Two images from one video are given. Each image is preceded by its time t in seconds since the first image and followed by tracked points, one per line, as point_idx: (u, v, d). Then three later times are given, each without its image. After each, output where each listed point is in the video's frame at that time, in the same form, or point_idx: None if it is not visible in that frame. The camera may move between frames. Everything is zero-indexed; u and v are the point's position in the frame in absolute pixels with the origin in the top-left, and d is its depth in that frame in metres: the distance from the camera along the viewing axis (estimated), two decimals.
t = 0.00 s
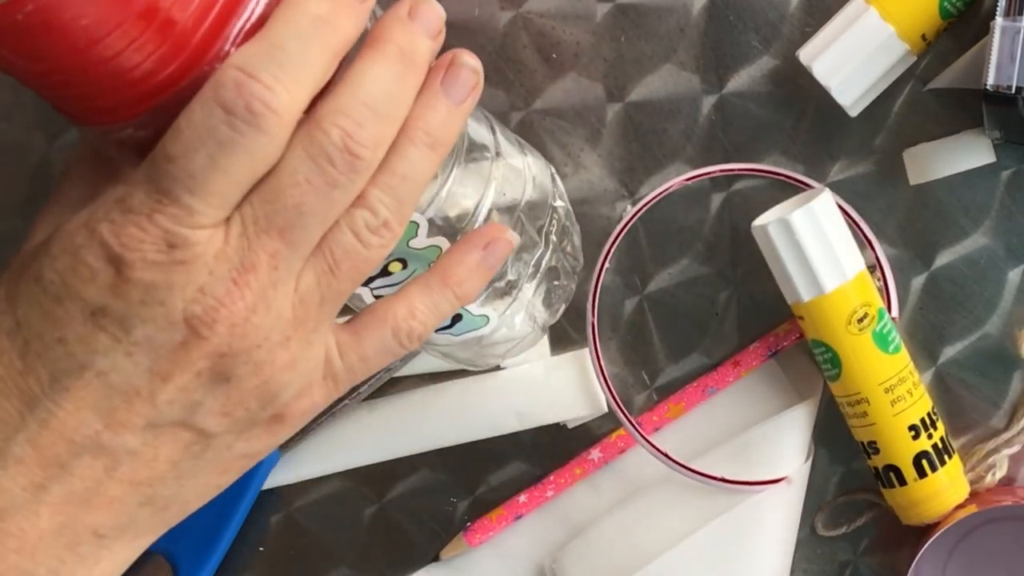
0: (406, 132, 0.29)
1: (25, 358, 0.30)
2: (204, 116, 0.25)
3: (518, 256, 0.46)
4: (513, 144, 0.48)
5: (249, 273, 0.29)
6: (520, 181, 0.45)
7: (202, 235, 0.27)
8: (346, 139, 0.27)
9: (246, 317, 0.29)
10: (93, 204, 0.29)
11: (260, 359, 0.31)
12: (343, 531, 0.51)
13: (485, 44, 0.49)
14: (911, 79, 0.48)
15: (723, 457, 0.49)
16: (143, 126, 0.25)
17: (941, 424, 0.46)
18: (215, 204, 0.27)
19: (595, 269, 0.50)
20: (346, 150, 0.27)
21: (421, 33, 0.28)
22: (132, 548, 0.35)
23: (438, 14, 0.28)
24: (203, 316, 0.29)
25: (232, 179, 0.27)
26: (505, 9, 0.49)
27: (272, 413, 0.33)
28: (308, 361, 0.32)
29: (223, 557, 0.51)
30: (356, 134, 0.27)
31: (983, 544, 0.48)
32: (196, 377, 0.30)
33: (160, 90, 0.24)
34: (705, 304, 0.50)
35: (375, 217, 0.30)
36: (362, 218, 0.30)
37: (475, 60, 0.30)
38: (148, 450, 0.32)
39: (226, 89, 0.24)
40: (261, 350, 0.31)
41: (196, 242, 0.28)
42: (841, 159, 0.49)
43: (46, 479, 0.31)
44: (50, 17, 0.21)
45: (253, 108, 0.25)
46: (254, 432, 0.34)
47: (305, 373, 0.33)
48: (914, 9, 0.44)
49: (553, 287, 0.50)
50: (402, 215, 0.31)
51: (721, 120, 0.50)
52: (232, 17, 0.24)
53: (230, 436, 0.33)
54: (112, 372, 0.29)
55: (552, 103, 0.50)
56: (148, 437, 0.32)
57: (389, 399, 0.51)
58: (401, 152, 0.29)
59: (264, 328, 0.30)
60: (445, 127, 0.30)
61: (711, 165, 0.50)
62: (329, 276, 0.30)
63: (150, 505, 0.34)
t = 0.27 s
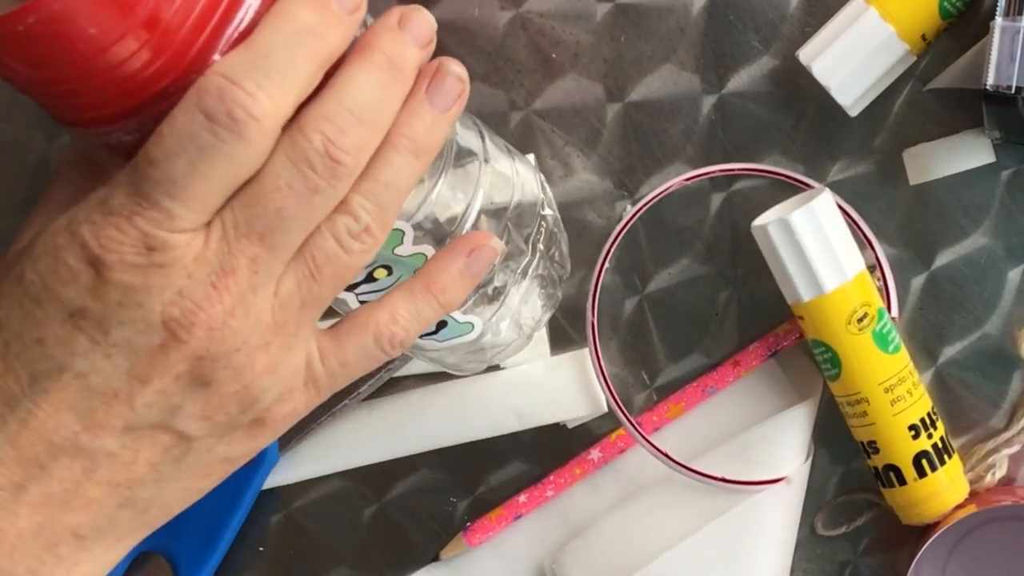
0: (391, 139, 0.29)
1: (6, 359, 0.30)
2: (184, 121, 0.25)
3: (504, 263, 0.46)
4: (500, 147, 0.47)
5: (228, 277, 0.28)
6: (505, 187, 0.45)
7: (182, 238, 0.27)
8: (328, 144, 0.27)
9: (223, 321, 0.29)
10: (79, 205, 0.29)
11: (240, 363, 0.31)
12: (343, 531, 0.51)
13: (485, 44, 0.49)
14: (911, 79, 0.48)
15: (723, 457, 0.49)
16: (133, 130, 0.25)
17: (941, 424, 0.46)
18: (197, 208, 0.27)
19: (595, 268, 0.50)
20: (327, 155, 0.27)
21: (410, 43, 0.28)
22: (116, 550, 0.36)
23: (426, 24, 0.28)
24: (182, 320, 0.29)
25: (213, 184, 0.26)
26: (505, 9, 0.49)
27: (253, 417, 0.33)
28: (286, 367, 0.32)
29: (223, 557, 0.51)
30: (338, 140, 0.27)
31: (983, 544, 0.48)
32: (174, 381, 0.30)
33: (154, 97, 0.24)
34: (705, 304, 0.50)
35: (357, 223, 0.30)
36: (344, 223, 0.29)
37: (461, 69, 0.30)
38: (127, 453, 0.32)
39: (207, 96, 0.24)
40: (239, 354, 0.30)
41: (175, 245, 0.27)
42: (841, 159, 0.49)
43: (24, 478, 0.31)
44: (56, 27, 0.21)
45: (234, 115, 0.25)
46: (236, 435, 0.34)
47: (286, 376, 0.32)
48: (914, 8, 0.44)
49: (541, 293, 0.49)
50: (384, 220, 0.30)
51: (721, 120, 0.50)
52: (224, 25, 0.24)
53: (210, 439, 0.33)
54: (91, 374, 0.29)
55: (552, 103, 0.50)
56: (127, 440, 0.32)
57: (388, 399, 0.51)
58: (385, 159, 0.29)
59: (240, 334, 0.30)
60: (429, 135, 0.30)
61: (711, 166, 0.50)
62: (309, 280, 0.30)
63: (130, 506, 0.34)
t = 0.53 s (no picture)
0: (398, 135, 0.29)
1: (13, 351, 0.31)
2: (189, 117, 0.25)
3: (509, 258, 0.46)
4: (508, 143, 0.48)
5: (235, 272, 0.29)
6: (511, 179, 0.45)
7: (190, 234, 0.27)
8: (335, 140, 0.27)
9: (230, 316, 0.29)
10: (85, 200, 0.29)
11: (246, 358, 0.31)
12: (343, 531, 0.51)
13: (485, 44, 0.49)
14: (911, 79, 0.48)
15: (723, 457, 0.49)
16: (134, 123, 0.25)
17: (941, 424, 0.46)
18: (205, 203, 0.27)
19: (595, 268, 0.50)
20: (335, 151, 0.27)
21: (416, 40, 0.28)
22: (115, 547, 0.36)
23: (433, 23, 0.28)
24: (190, 314, 0.29)
25: (220, 180, 0.27)
26: (505, 9, 0.49)
27: (257, 414, 0.33)
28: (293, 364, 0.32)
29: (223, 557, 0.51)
30: (346, 136, 0.27)
31: (983, 545, 0.48)
32: (179, 376, 0.30)
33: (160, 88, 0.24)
34: (705, 304, 0.50)
35: (364, 219, 0.30)
36: (352, 220, 0.30)
37: (469, 69, 0.30)
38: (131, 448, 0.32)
39: (213, 92, 0.24)
40: (246, 349, 0.30)
41: (171, 242, 0.27)
42: (841, 159, 0.49)
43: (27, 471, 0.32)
44: (62, 14, 0.21)
45: (241, 109, 0.25)
46: (240, 432, 0.34)
47: (292, 373, 0.32)
48: (914, 8, 0.44)
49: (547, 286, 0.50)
50: (391, 219, 0.30)
51: (721, 120, 0.50)
52: (226, 20, 0.24)
53: (214, 435, 0.33)
54: (97, 367, 0.30)
55: (552, 103, 0.50)
56: (132, 433, 0.32)
57: (387, 399, 0.51)
58: (393, 156, 0.29)
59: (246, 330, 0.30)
60: (437, 134, 0.30)
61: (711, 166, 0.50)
62: (316, 277, 0.30)
63: (134, 500, 0.34)
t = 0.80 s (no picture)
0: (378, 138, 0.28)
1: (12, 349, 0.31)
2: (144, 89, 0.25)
3: (511, 292, 0.42)
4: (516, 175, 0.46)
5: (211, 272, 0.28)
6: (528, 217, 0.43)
7: (141, 214, 0.27)
8: (298, 133, 0.26)
9: (174, 307, 0.28)
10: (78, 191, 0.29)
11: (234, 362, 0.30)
12: (343, 531, 0.51)
13: (486, 44, 0.49)
14: (911, 79, 0.48)
15: (723, 457, 0.49)
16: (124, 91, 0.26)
17: (941, 424, 0.46)
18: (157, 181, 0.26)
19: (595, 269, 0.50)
20: (295, 145, 0.26)
21: (405, 47, 0.27)
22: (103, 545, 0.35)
23: (425, 33, 0.27)
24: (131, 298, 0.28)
25: (176, 162, 0.26)
26: (505, 9, 0.49)
27: (216, 408, 0.31)
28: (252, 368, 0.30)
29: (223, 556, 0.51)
30: (311, 133, 0.26)
31: (984, 545, 0.48)
32: (127, 362, 0.29)
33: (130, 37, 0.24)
34: (705, 305, 0.50)
35: (336, 223, 0.28)
36: (321, 223, 0.28)
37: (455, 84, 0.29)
38: (82, 432, 0.31)
39: (168, 68, 0.24)
40: (193, 342, 0.29)
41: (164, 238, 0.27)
42: (841, 159, 0.49)
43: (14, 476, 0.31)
44: None
45: (192, 90, 0.25)
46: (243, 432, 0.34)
47: (249, 370, 0.30)
48: (914, 8, 0.44)
49: (569, 333, 0.47)
50: (366, 223, 0.28)
51: (721, 120, 0.50)
52: None
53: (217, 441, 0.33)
54: (45, 345, 0.29)
55: (552, 103, 0.50)
56: (82, 417, 0.30)
57: (388, 399, 0.51)
58: (374, 161, 0.28)
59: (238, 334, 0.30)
60: (423, 145, 0.28)
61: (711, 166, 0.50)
62: (275, 278, 0.28)
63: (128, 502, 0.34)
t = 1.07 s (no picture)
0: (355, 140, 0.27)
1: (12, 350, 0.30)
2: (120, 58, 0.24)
3: (425, 329, 0.44)
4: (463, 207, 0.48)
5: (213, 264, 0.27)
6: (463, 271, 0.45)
7: (110, 185, 0.26)
8: (280, 121, 0.25)
9: (137, 283, 0.27)
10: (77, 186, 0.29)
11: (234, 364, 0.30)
12: (343, 531, 0.51)
13: (485, 44, 0.49)
14: (911, 79, 0.48)
15: (723, 457, 0.49)
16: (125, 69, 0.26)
17: (941, 424, 0.46)
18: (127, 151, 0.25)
19: (595, 269, 0.50)
20: (279, 135, 0.25)
21: (388, 57, 0.27)
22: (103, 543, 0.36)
23: (403, 50, 0.27)
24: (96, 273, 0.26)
25: (146, 133, 0.25)
26: (505, 9, 0.49)
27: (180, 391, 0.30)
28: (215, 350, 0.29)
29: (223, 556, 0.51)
30: (291, 124, 0.25)
31: (984, 545, 0.48)
32: (92, 335, 0.28)
33: None
34: (705, 305, 0.50)
35: (314, 219, 0.27)
36: (299, 218, 0.27)
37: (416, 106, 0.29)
38: (50, 400, 0.31)
39: (144, 38, 0.24)
40: (153, 320, 0.27)
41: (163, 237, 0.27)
42: (841, 159, 0.49)
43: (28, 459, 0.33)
44: None
45: (167, 62, 0.24)
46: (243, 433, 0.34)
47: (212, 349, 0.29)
48: (915, 8, 0.44)
49: (483, 387, 0.48)
50: (346, 226, 0.27)
51: (721, 120, 0.50)
52: None
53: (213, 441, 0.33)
54: (14, 313, 0.28)
55: (552, 103, 0.50)
56: (49, 385, 0.30)
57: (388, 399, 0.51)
58: (353, 162, 0.27)
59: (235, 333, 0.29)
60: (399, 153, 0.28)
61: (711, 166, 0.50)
62: (241, 269, 0.27)
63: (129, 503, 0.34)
